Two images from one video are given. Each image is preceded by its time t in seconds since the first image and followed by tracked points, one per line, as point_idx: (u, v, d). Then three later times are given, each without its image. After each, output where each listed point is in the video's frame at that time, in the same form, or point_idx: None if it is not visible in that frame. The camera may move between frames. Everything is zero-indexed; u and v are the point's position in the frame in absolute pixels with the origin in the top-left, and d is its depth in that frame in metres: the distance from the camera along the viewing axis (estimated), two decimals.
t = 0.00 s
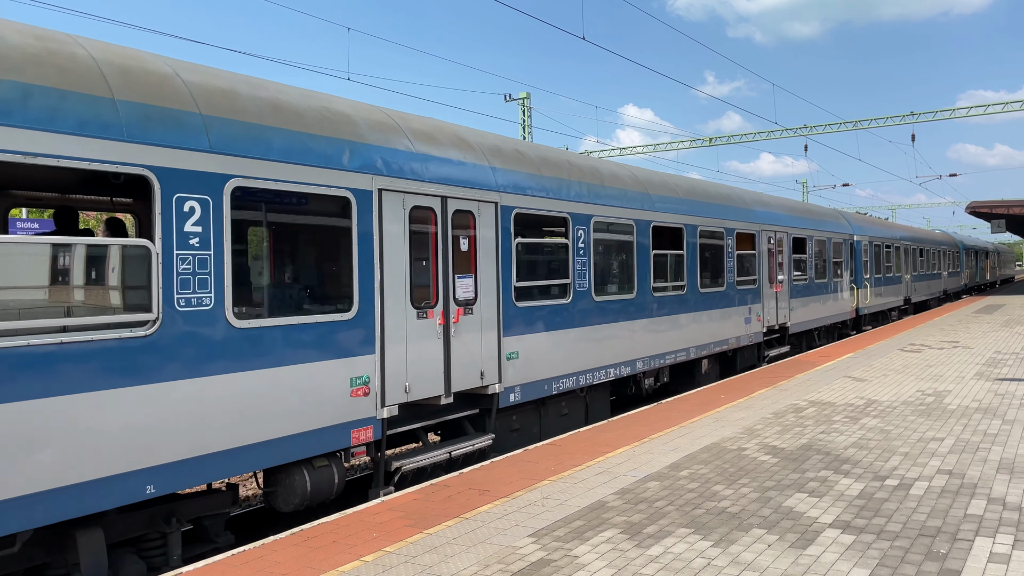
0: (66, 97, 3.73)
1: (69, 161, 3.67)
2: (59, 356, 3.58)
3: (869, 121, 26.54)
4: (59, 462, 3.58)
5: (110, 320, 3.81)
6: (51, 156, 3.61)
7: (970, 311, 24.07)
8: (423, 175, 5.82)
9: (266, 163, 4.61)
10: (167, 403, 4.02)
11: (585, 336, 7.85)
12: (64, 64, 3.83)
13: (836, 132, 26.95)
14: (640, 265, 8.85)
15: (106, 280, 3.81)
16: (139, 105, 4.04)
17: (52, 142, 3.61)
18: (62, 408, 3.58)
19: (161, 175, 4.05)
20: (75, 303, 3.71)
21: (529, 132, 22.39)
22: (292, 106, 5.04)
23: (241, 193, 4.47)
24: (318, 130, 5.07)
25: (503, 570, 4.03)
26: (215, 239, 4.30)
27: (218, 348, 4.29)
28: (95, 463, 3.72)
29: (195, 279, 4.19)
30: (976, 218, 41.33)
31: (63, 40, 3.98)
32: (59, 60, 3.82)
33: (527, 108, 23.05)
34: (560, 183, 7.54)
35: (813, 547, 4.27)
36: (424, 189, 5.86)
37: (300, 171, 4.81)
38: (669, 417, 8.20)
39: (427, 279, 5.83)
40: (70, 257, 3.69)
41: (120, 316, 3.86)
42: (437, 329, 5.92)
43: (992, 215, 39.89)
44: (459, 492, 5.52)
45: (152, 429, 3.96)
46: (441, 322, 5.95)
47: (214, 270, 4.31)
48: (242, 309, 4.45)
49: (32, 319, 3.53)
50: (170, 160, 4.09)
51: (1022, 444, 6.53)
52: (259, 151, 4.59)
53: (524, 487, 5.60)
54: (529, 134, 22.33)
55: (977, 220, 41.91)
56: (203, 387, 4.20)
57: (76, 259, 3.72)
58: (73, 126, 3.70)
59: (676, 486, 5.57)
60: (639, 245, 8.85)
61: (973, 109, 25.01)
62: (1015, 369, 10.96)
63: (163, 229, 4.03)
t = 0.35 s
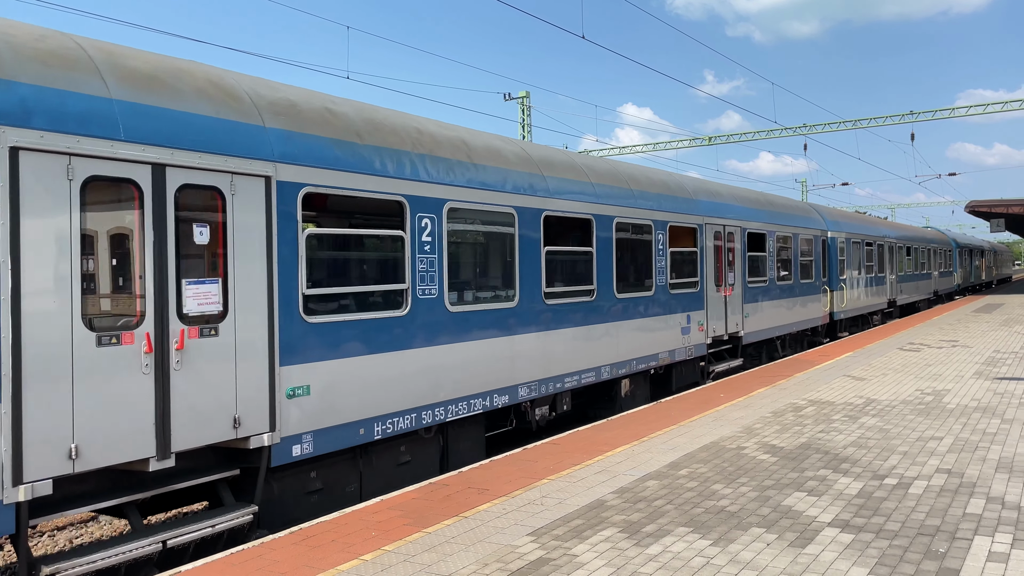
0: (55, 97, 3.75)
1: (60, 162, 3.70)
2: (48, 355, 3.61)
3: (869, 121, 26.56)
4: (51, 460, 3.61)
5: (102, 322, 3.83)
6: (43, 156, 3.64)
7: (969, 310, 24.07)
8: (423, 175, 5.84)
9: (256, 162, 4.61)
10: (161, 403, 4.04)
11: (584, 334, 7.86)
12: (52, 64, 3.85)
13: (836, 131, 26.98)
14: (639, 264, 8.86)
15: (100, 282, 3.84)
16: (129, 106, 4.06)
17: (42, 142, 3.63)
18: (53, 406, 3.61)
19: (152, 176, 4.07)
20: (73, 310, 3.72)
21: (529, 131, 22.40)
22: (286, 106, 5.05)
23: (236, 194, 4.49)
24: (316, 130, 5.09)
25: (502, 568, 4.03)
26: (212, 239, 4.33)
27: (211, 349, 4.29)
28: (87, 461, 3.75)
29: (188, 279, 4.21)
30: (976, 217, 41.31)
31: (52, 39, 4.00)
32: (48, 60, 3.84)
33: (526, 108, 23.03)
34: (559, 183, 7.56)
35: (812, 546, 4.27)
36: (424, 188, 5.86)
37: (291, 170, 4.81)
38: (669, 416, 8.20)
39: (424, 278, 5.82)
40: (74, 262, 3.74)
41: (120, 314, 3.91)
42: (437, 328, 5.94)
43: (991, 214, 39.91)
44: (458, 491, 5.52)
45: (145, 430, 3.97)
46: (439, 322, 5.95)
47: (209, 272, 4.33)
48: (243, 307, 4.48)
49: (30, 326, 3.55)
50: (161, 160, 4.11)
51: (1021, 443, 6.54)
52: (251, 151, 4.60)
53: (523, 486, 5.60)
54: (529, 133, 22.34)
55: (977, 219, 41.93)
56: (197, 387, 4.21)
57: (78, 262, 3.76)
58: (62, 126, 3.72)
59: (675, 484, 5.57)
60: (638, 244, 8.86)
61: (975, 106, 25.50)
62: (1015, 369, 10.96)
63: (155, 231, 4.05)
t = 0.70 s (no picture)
0: (59, 96, 3.69)
1: (62, 160, 3.63)
2: (52, 356, 3.52)
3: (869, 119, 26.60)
4: (54, 467, 3.53)
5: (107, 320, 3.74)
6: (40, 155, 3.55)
7: (968, 308, 24.13)
8: (427, 175, 5.81)
9: (260, 162, 4.54)
10: (166, 404, 3.98)
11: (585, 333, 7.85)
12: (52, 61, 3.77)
13: (835, 130, 27.03)
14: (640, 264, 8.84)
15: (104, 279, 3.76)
16: (131, 106, 3.98)
17: (42, 141, 3.55)
18: (58, 408, 3.54)
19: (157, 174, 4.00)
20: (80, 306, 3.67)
21: (529, 130, 22.40)
22: (291, 105, 4.99)
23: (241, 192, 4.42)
24: (321, 131, 5.06)
25: (502, 567, 4.03)
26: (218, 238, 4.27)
27: (215, 349, 4.24)
28: (93, 463, 3.68)
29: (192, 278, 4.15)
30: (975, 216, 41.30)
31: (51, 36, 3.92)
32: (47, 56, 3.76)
33: (526, 106, 23.02)
34: (562, 183, 7.54)
35: (812, 545, 4.27)
36: (428, 187, 5.83)
37: (295, 170, 4.74)
38: (668, 414, 8.20)
39: (427, 278, 5.78)
40: (70, 256, 3.61)
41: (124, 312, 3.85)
42: (439, 326, 5.93)
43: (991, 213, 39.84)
44: (458, 490, 5.52)
45: (151, 431, 3.92)
46: (442, 322, 5.93)
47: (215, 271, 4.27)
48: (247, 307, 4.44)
49: (32, 326, 3.48)
50: (165, 159, 4.04)
51: (1020, 442, 6.55)
52: (257, 152, 4.54)
53: (523, 485, 5.60)
54: (528, 131, 22.31)
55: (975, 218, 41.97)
56: (201, 388, 4.16)
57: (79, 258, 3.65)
58: (66, 125, 3.66)
59: (675, 483, 5.57)
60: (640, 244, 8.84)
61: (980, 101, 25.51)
62: (1013, 368, 10.98)
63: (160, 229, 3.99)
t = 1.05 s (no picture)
0: (58, 93, 3.68)
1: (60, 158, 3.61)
2: (49, 358, 3.51)
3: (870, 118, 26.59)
4: (54, 465, 3.53)
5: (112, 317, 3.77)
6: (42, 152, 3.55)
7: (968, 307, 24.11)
8: (424, 173, 5.79)
9: (256, 159, 4.51)
10: (162, 403, 3.96)
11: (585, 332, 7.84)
12: (47, 60, 3.75)
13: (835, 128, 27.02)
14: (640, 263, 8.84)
15: (110, 274, 3.79)
16: (129, 103, 3.97)
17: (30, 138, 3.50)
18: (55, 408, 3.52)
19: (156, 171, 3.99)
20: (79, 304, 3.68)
21: (528, 128, 22.40)
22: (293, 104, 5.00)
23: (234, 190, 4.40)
24: (323, 129, 5.08)
25: (502, 565, 4.03)
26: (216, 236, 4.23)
27: (211, 347, 4.22)
28: (92, 462, 3.67)
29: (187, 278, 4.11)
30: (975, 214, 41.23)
31: (46, 34, 3.90)
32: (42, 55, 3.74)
33: (526, 105, 23.01)
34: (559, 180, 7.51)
35: (812, 543, 4.27)
36: (427, 185, 5.82)
37: (293, 167, 4.72)
38: (668, 413, 8.21)
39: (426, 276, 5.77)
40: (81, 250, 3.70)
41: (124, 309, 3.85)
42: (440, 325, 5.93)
43: (991, 211, 39.71)
44: (458, 488, 5.51)
45: (147, 431, 3.90)
46: (442, 320, 5.94)
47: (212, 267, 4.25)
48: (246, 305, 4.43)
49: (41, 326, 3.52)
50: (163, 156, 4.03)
51: (1021, 441, 6.55)
52: (256, 149, 4.53)
53: (523, 483, 5.60)
54: (528, 130, 22.31)
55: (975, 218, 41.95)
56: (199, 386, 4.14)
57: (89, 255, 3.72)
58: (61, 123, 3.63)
59: (675, 482, 5.57)
60: (641, 242, 8.81)
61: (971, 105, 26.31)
62: (1014, 366, 10.98)
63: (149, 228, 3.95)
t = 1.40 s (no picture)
0: (52, 89, 3.69)
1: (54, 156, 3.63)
2: (48, 354, 3.55)
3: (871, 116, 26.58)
4: (50, 462, 3.56)
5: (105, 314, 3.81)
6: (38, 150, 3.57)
7: (969, 306, 24.10)
8: (420, 170, 5.81)
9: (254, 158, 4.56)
10: (157, 400, 4.00)
11: (583, 331, 7.86)
12: (41, 54, 3.75)
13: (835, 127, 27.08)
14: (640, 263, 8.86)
15: (98, 276, 3.80)
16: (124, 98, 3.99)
17: (23, 134, 3.51)
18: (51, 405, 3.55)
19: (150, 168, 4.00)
20: (72, 306, 3.68)
21: (529, 127, 22.38)
22: (298, 103, 5.08)
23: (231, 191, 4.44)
24: (326, 128, 5.17)
25: (503, 564, 4.04)
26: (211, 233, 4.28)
27: (207, 347, 4.25)
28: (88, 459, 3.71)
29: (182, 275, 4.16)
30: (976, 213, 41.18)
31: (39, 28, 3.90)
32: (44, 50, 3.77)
33: (527, 103, 23.00)
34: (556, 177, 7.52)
35: (812, 542, 4.27)
36: (425, 184, 5.85)
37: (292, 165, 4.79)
38: (669, 411, 8.21)
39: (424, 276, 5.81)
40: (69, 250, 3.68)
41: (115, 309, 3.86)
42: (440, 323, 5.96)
43: (992, 209, 39.42)
44: (459, 487, 5.52)
45: (143, 427, 3.94)
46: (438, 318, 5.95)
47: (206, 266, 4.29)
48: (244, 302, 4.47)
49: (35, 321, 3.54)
50: (161, 155, 4.06)
51: (1022, 439, 6.55)
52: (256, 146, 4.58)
53: (523, 482, 5.61)
54: (529, 129, 22.22)
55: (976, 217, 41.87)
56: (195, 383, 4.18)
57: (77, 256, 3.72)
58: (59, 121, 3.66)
59: (676, 480, 5.58)
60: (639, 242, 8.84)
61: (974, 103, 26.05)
62: (1015, 365, 10.98)
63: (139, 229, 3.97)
